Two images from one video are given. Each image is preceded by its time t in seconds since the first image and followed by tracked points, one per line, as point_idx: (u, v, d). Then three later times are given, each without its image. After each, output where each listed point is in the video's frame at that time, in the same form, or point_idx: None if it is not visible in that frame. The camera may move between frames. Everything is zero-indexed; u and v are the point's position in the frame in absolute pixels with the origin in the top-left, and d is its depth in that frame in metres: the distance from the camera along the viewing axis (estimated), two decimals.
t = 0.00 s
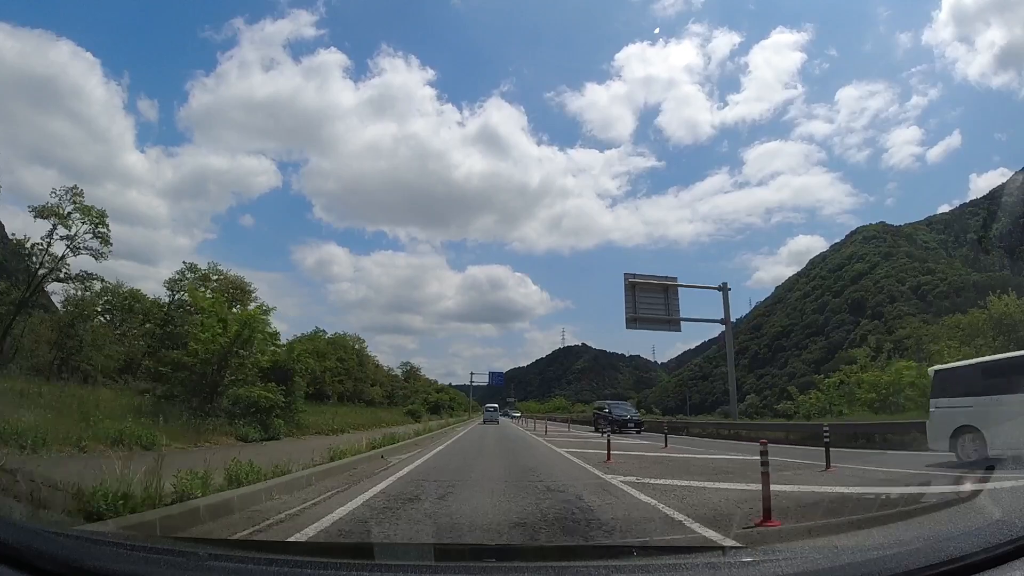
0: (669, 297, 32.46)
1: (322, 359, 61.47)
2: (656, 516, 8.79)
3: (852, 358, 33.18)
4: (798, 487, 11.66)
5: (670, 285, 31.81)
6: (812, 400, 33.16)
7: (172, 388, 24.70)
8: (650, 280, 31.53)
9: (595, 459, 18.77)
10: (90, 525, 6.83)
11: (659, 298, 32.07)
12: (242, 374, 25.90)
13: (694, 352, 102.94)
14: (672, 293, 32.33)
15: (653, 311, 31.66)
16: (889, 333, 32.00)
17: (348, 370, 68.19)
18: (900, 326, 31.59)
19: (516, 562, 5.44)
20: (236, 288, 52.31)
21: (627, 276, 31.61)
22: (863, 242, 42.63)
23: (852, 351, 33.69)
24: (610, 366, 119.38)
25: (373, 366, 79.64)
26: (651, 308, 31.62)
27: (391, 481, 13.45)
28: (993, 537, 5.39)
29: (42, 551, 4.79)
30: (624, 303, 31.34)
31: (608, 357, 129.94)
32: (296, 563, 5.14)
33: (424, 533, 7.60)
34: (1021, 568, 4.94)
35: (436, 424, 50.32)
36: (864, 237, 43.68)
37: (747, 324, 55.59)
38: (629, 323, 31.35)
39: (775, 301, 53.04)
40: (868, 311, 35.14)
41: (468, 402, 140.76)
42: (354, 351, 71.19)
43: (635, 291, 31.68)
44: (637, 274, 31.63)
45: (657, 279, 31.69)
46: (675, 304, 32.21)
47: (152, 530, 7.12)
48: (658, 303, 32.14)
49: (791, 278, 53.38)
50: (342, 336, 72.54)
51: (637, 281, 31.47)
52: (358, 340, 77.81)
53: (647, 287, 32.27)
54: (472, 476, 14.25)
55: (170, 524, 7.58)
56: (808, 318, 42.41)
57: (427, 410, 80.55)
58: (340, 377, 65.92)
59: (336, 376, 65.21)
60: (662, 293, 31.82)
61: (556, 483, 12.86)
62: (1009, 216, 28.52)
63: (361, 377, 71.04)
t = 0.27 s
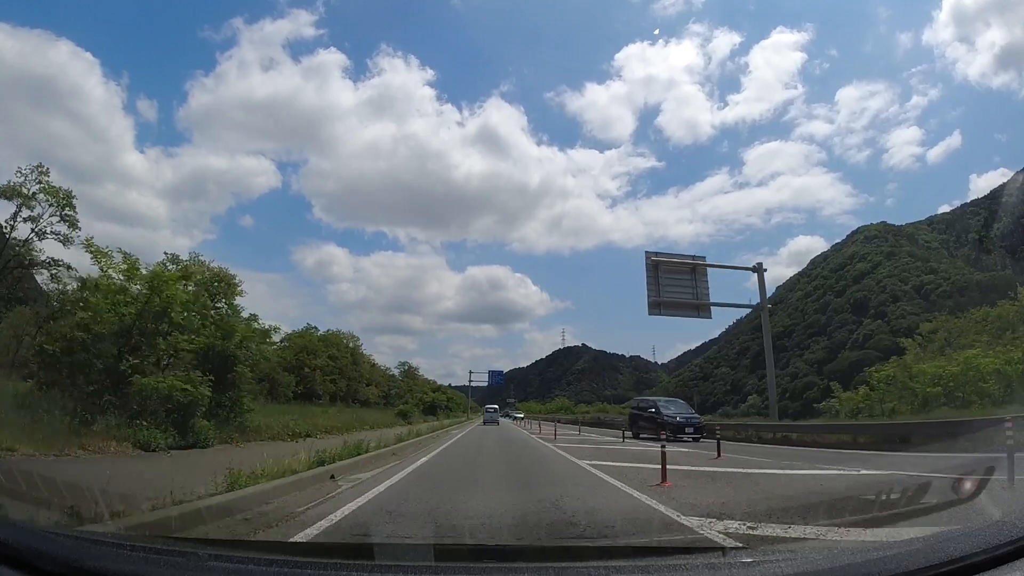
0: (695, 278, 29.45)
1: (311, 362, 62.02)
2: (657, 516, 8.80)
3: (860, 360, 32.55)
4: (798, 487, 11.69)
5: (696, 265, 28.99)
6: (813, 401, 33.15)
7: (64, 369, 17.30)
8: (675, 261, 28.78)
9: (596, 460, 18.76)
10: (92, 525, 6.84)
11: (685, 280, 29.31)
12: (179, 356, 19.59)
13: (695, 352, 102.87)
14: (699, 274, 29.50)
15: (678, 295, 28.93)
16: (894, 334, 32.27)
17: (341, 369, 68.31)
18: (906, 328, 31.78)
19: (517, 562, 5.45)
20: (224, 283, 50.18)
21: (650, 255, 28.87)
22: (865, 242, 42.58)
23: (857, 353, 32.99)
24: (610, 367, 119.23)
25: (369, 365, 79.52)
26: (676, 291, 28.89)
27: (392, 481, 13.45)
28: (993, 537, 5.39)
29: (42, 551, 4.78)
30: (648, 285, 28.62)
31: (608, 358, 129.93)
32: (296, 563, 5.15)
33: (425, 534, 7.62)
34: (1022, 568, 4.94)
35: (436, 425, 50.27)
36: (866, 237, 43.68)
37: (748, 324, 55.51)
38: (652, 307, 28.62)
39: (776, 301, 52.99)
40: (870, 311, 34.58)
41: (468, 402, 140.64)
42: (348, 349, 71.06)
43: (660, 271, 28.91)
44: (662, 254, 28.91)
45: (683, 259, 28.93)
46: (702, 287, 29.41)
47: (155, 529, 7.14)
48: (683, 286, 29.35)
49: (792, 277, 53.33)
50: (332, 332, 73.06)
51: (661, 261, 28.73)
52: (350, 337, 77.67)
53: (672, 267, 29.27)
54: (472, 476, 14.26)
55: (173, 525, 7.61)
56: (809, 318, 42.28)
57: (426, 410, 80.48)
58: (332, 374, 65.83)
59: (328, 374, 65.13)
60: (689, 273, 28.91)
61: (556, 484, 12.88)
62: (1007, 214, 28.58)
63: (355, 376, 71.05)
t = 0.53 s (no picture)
0: (732, 252, 25.51)
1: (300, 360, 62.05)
2: (657, 516, 8.81)
3: (863, 359, 30.87)
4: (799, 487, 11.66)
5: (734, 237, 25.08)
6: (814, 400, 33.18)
7: None
8: (710, 231, 24.95)
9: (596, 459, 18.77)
10: (92, 525, 6.84)
11: (720, 253, 25.47)
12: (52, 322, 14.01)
13: (695, 352, 102.91)
14: (737, 245, 25.62)
15: (714, 271, 25.10)
16: (898, 331, 30.39)
17: (333, 368, 68.70)
18: (909, 326, 30.14)
19: (517, 562, 5.45)
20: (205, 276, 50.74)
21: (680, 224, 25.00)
22: (866, 240, 42.55)
23: (859, 351, 31.19)
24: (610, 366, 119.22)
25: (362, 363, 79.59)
26: (711, 266, 25.04)
27: (392, 481, 13.46)
28: (993, 537, 5.39)
29: (42, 551, 4.79)
30: (678, 260, 24.83)
31: (608, 357, 130.08)
32: (296, 563, 5.15)
33: (425, 534, 7.61)
34: (1021, 568, 4.93)
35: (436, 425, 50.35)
36: (867, 235, 43.68)
37: (749, 323, 55.52)
38: (685, 285, 24.88)
39: (777, 299, 52.98)
40: (872, 309, 32.73)
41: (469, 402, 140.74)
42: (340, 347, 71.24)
43: (691, 243, 25.08)
44: (694, 224, 24.98)
45: (720, 229, 24.98)
46: (740, 262, 25.56)
47: (156, 529, 7.14)
48: (718, 261, 25.54)
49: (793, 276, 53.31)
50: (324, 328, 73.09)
51: (694, 231, 24.81)
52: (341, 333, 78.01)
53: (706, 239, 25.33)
54: (473, 476, 14.27)
55: (174, 525, 7.61)
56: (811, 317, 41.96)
57: (422, 407, 80.88)
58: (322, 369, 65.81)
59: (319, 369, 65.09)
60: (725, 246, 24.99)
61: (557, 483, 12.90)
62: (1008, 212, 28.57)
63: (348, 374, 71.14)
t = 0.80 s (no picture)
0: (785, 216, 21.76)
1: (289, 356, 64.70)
2: (656, 515, 8.82)
3: (868, 359, 31.03)
4: (800, 487, 11.67)
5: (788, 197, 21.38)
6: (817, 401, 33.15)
7: None
8: (759, 190, 21.21)
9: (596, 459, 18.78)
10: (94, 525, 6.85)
11: (772, 216, 21.66)
12: None
13: (696, 354, 103.01)
14: (791, 207, 21.82)
15: (765, 236, 21.31)
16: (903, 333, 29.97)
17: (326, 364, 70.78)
18: (914, 327, 29.25)
19: (518, 562, 5.42)
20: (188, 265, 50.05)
21: (723, 181, 21.35)
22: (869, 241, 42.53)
23: (864, 352, 31.57)
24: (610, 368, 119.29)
25: (359, 359, 81.44)
26: (763, 232, 21.25)
27: (392, 481, 13.49)
28: (994, 536, 5.37)
29: (41, 551, 4.78)
30: (725, 222, 21.11)
31: (608, 359, 130.21)
32: (296, 563, 5.14)
33: (424, 533, 7.61)
34: (1022, 568, 4.92)
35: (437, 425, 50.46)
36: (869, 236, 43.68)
37: (750, 324, 55.53)
38: (732, 252, 21.12)
39: (779, 300, 52.98)
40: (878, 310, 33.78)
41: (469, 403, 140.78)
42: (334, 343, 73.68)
43: (738, 203, 21.32)
44: (742, 181, 21.25)
45: (769, 187, 21.36)
46: (796, 227, 21.73)
47: (157, 529, 7.17)
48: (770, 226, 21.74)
49: (795, 277, 53.31)
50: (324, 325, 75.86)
51: (743, 188, 21.08)
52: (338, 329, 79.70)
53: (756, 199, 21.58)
54: (472, 476, 14.29)
55: (174, 525, 7.60)
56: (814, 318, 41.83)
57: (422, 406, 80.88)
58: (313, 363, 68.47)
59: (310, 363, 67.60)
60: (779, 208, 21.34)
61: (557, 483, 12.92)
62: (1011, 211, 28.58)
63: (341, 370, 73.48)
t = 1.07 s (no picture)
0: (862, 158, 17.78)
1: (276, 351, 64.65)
2: (656, 515, 8.84)
3: (872, 360, 30.95)
4: (800, 487, 11.71)
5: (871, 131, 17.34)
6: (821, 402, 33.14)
7: None
8: (838, 124, 17.04)
9: (596, 459, 18.82)
10: (98, 524, 6.87)
11: (848, 157, 17.62)
12: None
13: (697, 353, 103.12)
14: (865, 150, 17.82)
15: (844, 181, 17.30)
16: (907, 333, 30.03)
17: (318, 360, 71.71)
18: (919, 328, 29.38)
19: (519, 563, 5.43)
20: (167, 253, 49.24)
21: (794, 112, 17.08)
22: (872, 241, 42.61)
23: (868, 352, 31.50)
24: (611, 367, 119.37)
25: (351, 356, 81.57)
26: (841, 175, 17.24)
27: (392, 481, 13.50)
28: (995, 537, 5.37)
29: (42, 551, 4.78)
30: (798, 162, 16.87)
31: (608, 359, 130.29)
32: (297, 563, 5.14)
33: (423, 534, 7.62)
34: (1021, 568, 4.92)
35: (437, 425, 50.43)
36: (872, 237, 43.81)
37: (752, 324, 55.52)
38: (808, 202, 16.93)
39: (781, 300, 53.03)
40: (881, 310, 33.64)
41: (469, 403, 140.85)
42: (325, 339, 73.71)
43: (811, 139, 17.13)
44: (818, 112, 17.07)
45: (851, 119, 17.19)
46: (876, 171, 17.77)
47: (158, 529, 7.18)
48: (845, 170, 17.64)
49: (797, 277, 53.36)
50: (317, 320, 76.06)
51: (819, 118, 16.89)
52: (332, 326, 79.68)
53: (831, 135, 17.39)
54: (472, 475, 14.34)
55: (178, 525, 7.65)
56: (817, 318, 41.81)
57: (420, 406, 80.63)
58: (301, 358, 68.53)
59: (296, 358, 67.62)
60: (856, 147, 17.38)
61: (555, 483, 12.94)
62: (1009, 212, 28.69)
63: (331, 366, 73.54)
